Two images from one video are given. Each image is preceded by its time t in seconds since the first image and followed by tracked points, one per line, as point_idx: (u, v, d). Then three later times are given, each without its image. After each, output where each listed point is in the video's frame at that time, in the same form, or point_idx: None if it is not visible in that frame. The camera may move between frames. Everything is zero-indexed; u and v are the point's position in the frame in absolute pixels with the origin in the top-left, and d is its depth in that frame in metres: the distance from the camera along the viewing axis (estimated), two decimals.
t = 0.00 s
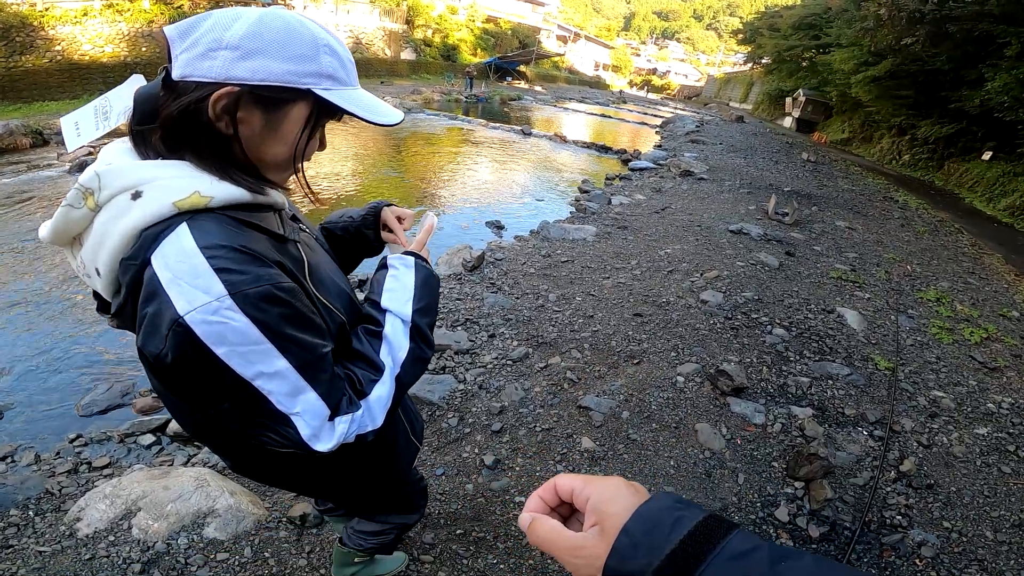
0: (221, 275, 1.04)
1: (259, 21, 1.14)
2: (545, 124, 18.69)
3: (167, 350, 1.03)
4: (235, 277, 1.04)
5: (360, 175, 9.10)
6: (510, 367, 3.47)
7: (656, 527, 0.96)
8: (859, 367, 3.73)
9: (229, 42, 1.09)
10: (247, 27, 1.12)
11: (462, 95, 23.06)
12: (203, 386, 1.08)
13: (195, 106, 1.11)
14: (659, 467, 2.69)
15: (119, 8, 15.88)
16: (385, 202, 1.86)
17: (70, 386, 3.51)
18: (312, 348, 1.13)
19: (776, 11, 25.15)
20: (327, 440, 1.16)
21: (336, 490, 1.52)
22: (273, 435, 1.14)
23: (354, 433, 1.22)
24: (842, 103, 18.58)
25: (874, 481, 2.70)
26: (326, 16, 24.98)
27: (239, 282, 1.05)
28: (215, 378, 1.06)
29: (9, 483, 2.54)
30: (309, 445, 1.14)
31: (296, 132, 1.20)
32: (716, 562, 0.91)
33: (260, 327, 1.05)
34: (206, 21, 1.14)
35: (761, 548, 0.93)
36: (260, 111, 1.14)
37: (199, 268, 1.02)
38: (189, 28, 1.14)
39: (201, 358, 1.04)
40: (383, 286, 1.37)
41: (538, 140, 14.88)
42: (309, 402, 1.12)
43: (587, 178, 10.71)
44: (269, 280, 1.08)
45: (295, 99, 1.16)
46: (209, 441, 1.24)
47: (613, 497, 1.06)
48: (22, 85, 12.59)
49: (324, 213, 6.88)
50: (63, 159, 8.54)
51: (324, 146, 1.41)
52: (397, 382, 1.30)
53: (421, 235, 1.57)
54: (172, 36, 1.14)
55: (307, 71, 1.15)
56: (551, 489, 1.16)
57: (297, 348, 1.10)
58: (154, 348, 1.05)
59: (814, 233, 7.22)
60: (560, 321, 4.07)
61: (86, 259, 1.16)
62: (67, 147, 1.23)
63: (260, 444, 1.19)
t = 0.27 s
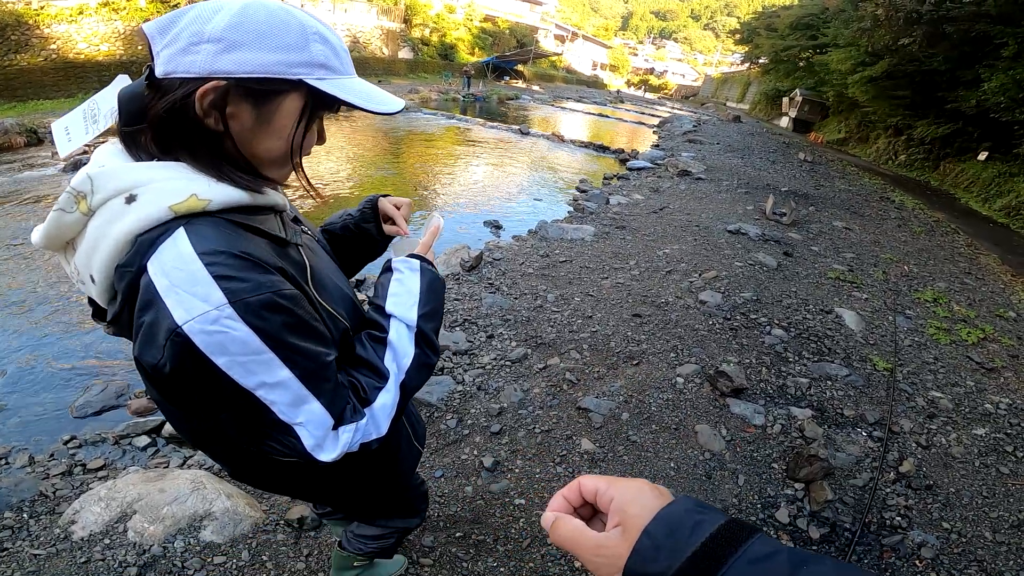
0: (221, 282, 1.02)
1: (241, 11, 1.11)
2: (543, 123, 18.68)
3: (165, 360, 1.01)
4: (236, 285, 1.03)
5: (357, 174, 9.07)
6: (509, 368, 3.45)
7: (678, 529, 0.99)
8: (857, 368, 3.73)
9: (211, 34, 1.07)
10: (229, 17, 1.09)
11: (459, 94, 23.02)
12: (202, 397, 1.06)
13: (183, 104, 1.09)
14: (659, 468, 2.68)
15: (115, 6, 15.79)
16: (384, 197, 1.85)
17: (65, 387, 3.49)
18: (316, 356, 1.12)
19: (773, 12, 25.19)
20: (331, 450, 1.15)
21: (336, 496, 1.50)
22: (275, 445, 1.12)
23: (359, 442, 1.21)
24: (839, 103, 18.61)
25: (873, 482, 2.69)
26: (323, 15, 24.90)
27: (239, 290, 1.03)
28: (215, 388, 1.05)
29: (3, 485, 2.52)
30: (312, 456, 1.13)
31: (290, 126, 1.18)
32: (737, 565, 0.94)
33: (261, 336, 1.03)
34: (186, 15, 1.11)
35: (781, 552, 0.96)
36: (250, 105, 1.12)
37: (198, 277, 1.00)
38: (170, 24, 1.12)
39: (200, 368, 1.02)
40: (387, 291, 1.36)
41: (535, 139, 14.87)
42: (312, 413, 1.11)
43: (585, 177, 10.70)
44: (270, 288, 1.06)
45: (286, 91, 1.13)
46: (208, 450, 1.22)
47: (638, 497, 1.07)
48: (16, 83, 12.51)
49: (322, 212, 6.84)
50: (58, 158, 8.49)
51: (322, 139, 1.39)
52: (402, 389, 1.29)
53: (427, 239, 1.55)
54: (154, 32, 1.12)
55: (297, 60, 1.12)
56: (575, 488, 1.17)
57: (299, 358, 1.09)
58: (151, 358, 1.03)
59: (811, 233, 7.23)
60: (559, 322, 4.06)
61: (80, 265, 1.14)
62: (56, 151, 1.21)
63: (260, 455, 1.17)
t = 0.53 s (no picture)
0: (235, 292, 1.02)
1: (254, 16, 1.12)
2: (544, 125, 18.69)
3: (180, 368, 1.02)
4: (250, 294, 1.03)
5: (359, 176, 9.08)
6: (512, 370, 3.46)
7: (681, 513, 0.99)
8: (861, 369, 3.72)
9: (225, 41, 1.07)
10: (243, 25, 1.10)
11: (461, 95, 23.05)
12: (218, 405, 1.07)
13: (196, 111, 1.09)
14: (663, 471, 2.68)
15: (117, 9, 15.83)
16: (392, 202, 1.86)
17: (68, 389, 3.49)
18: (329, 363, 1.12)
19: (774, 13, 25.21)
20: (344, 455, 1.15)
21: (342, 499, 1.50)
22: (289, 452, 1.13)
23: (371, 447, 1.22)
24: (840, 104, 18.61)
25: (878, 483, 2.69)
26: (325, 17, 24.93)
27: (253, 299, 1.03)
28: (230, 396, 1.05)
29: (9, 487, 2.52)
30: (326, 461, 1.14)
31: (302, 133, 1.19)
32: (738, 548, 0.95)
33: (276, 345, 1.04)
34: (198, 22, 1.12)
35: (783, 538, 0.97)
36: (263, 112, 1.13)
37: (213, 286, 1.01)
38: (181, 31, 1.13)
39: (216, 376, 1.03)
40: (397, 296, 1.37)
41: (537, 141, 14.88)
42: (326, 419, 1.12)
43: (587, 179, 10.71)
44: (284, 296, 1.07)
45: (299, 98, 1.14)
46: (221, 455, 1.23)
47: (646, 480, 1.09)
48: (19, 85, 12.55)
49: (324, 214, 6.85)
50: (61, 161, 8.51)
51: (333, 144, 1.40)
52: (413, 393, 1.30)
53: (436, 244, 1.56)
54: (165, 38, 1.12)
55: (310, 67, 1.13)
56: (586, 468, 1.19)
57: (312, 364, 1.10)
58: (166, 366, 1.03)
59: (813, 234, 7.23)
60: (562, 324, 4.06)
61: (93, 272, 1.14)
62: (64, 156, 1.21)
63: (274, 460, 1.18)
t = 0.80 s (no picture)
0: (247, 285, 1.03)
1: (265, 21, 1.13)
2: (545, 127, 18.72)
3: (194, 361, 1.03)
4: (261, 288, 1.04)
5: (361, 179, 9.11)
6: (514, 371, 3.47)
7: (705, 501, 1.00)
8: (862, 369, 3.73)
9: (237, 44, 1.09)
10: (255, 28, 1.12)
11: (462, 98, 23.10)
12: (229, 398, 1.08)
13: (209, 112, 1.11)
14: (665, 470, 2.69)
15: (119, 12, 15.90)
16: (395, 201, 1.88)
17: (72, 391, 3.51)
18: (337, 357, 1.13)
19: (774, 14, 25.24)
20: (351, 447, 1.16)
21: (347, 495, 1.51)
22: (299, 444, 1.14)
23: (377, 439, 1.23)
24: (841, 105, 18.61)
25: (879, 483, 2.69)
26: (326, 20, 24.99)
27: (264, 292, 1.04)
28: (242, 389, 1.06)
29: (13, 487, 2.54)
30: (334, 452, 1.15)
31: (310, 134, 1.20)
32: (760, 537, 0.96)
33: (287, 338, 1.05)
34: (211, 25, 1.13)
35: (807, 531, 0.97)
36: (274, 114, 1.14)
37: (225, 280, 1.02)
38: (194, 33, 1.14)
39: (228, 369, 1.04)
40: (400, 293, 1.38)
41: (538, 143, 14.90)
42: (334, 411, 1.13)
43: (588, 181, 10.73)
44: (293, 289, 1.08)
45: (308, 100, 1.15)
46: (232, 450, 1.24)
47: (677, 463, 1.09)
48: (22, 89, 12.61)
49: (326, 217, 6.87)
50: (64, 164, 8.55)
51: (337, 147, 1.41)
52: (417, 387, 1.31)
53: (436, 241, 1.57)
54: (178, 39, 1.13)
55: (319, 71, 1.14)
56: (620, 444, 1.20)
57: (321, 357, 1.11)
58: (180, 360, 1.04)
59: (814, 235, 7.23)
60: (563, 325, 4.07)
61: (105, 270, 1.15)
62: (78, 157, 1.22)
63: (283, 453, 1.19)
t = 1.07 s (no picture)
0: (232, 286, 1.05)
1: (261, 35, 1.16)
2: (549, 130, 18.75)
3: (181, 359, 1.05)
4: (245, 289, 1.06)
5: (364, 182, 9.16)
6: (512, 373, 3.48)
7: (722, 493, 0.94)
8: (862, 372, 3.72)
9: (233, 57, 1.11)
10: (251, 42, 1.14)
11: (465, 101, 23.17)
12: (217, 394, 1.10)
13: (203, 121, 1.13)
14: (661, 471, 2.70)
15: (127, 15, 16.05)
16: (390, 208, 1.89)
17: (76, 391, 3.55)
18: (321, 355, 1.15)
19: (778, 16, 25.21)
20: (335, 443, 1.18)
21: (339, 492, 1.52)
22: (285, 440, 1.16)
23: (361, 437, 1.25)
24: (845, 107, 18.57)
25: (877, 486, 2.69)
26: (330, 23, 25.13)
27: (249, 292, 1.06)
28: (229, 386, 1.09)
29: (15, 485, 2.56)
30: (317, 449, 1.16)
31: (301, 144, 1.22)
32: (780, 530, 0.90)
33: (271, 336, 1.07)
34: (209, 37, 1.16)
35: (828, 524, 0.91)
36: (266, 124, 1.16)
37: (211, 281, 1.04)
38: (193, 44, 1.16)
39: (214, 367, 1.06)
40: (388, 294, 1.39)
41: (541, 146, 14.93)
42: (317, 408, 1.14)
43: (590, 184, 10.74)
44: (278, 290, 1.10)
45: (299, 112, 1.18)
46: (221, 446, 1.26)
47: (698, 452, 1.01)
48: (30, 91, 12.75)
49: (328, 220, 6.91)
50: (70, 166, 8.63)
51: (328, 155, 1.43)
52: (403, 386, 1.32)
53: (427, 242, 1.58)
54: (177, 50, 1.16)
55: (310, 84, 1.17)
56: (639, 432, 1.10)
57: (305, 356, 1.12)
58: (168, 357, 1.07)
59: (817, 238, 7.22)
60: (562, 327, 4.09)
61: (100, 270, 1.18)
62: (77, 160, 1.23)
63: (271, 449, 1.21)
